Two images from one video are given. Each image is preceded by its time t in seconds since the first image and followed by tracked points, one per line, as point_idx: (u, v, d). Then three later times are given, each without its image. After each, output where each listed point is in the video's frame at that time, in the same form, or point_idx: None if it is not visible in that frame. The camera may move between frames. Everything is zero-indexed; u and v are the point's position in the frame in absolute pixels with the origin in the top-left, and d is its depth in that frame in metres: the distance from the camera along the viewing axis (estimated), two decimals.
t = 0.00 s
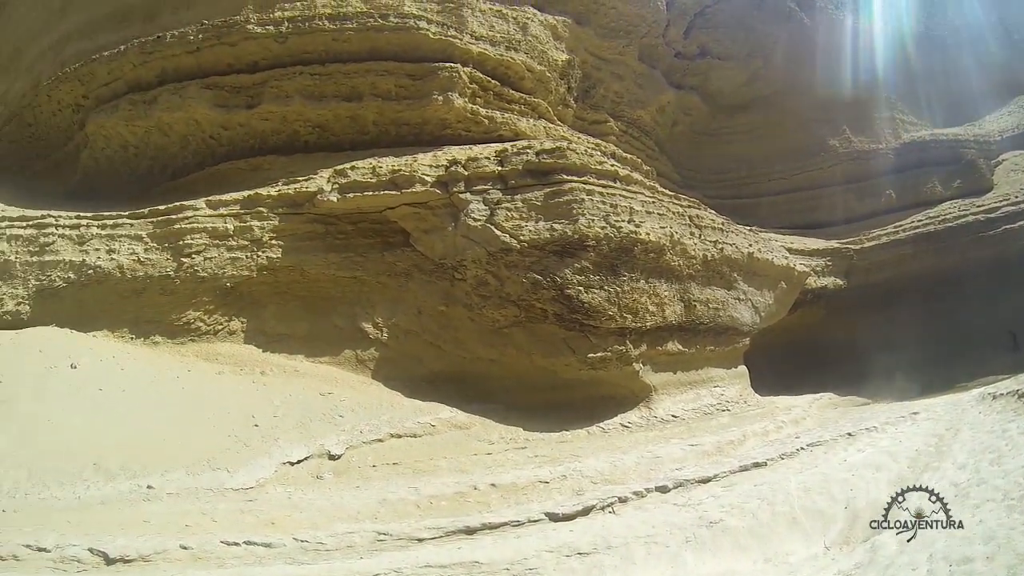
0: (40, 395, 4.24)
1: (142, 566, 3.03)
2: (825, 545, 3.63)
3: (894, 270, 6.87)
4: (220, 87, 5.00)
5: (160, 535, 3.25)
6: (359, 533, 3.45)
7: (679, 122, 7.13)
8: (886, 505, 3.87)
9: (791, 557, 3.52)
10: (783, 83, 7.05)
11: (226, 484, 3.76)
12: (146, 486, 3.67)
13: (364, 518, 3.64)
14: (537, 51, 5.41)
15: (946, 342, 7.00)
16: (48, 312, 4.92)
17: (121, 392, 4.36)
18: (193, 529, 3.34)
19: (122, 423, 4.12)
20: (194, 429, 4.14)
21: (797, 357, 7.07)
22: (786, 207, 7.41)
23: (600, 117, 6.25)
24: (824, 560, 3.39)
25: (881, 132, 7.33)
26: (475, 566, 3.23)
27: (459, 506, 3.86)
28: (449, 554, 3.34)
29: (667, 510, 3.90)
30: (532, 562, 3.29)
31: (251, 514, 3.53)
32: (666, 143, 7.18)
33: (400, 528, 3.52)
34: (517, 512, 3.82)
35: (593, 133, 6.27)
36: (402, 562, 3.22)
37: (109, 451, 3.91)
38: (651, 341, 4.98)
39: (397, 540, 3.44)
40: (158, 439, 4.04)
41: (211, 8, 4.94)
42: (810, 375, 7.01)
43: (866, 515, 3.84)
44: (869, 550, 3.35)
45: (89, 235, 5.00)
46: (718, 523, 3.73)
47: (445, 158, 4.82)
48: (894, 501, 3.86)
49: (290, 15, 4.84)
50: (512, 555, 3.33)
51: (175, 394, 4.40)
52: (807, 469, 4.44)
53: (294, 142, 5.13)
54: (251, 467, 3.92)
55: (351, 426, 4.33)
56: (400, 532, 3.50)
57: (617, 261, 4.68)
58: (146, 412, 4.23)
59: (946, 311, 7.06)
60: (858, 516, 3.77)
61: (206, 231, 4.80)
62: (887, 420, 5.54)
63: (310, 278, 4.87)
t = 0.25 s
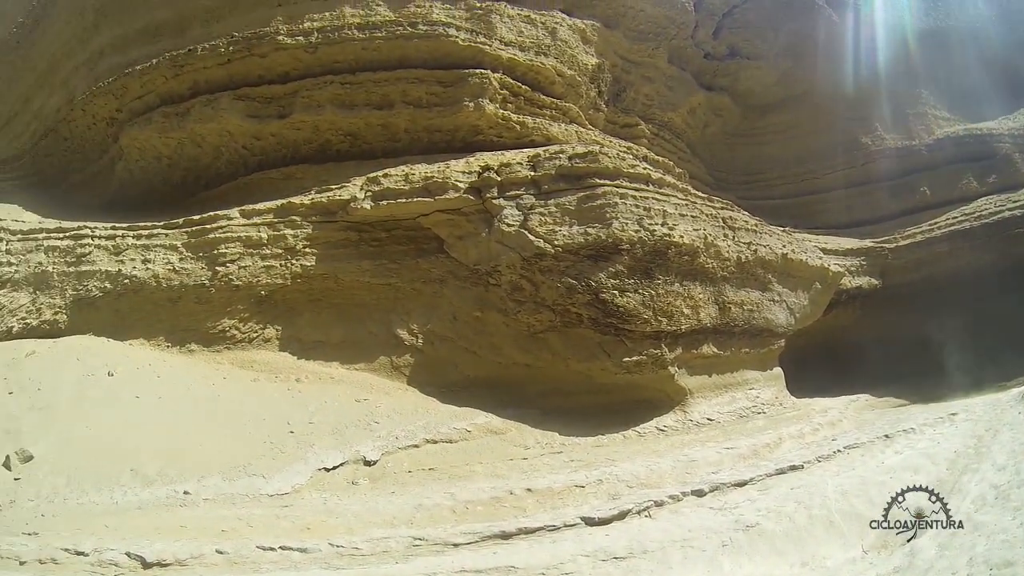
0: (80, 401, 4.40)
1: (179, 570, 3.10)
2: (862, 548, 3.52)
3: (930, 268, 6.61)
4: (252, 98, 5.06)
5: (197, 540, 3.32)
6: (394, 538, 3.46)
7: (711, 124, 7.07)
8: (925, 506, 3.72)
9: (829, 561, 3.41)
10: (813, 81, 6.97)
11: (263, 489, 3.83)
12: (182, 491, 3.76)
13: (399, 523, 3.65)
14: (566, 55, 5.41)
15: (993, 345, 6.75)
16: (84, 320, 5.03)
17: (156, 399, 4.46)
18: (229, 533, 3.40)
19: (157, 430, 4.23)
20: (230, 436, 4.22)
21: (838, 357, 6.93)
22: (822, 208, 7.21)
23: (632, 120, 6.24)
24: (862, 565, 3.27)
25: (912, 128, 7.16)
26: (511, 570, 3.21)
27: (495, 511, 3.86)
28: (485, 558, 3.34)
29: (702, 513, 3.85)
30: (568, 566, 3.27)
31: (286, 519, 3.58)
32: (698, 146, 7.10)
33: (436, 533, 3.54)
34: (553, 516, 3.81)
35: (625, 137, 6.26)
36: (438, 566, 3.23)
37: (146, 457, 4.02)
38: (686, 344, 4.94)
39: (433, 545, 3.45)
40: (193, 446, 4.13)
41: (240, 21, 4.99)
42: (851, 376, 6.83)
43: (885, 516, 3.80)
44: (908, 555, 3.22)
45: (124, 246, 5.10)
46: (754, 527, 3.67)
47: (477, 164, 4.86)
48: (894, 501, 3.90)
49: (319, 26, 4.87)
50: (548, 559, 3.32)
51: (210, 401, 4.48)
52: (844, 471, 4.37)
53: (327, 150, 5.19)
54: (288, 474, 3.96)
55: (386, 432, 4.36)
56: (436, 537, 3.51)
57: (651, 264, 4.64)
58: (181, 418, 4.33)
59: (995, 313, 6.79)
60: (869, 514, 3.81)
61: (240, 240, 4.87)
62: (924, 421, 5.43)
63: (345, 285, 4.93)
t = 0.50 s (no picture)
0: (117, 407, 4.47)
1: None
2: (901, 553, 3.50)
3: (971, 266, 6.45)
4: (283, 108, 5.10)
5: (232, 546, 3.33)
6: (429, 545, 3.45)
7: (741, 124, 7.06)
8: (963, 510, 3.81)
9: (867, 566, 3.41)
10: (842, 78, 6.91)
11: (298, 496, 3.83)
12: (218, 498, 3.79)
13: (433, 529, 3.64)
14: (595, 58, 5.39)
15: None
16: (121, 329, 5.11)
17: (191, 406, 4.51)
18: (264, 539, 3.42)
19: (193, 436, 4.27)
20: (265, 443, 4.26)
21: (876, 360, 6.68)
22: (851, 207, 7.13)
23: (663, 122, 6.23)
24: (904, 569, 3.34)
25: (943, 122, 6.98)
26: None
27: (531, 517, 3.83)
28: (521, 564, 3.31)
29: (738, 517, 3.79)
30: (604, 572, 3.23)
31: (321, 525, 3.59)
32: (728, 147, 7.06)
33: (472, 539, 3.51)
34: (589, 521, 3.77)
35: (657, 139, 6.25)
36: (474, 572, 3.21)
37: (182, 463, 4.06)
38: (721, 346, 4.91)
39: (468, 552, 3.43)
40: (228, 452, 4.17)
41: (270, 31, 5.04)
42: (889, 377, 6.57)
43: (887, 516, 3.77)
44: (948, 559, 3.35)
45: (159, 255, 5.18)
46: (791, 532, 3.59)
47: (510, 169, 4.85)
48: (894, 501, 3.91)
49: (348, 34, 4.89)
50: (584, 565, 3.27)
51: (244, 408, 4.51)
52: (882, 474, 4.27)
53: (358, 157, 5.21)
54: (324, 480, 3.98)
55: (421, 438, 4.36)
56: (471, 543, 3.49)
57: (685, 266, 4.64)
58: (216, 425, 4.38)
59: None
60: (881, 517, 3.78)
61: (274, 248, 4.92)
62: (963, 423, 5.29)
63: (380, 292, 4.94)
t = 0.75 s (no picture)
0: (144, 415, 4.55)
1: None
2: (933, 555, 3.47)
3: (998, 263, 6.40)
4: (306, 117, 5.14)
5: (260, 551, 3.36)
6: (458, 550, 3.45)
7: (765, 125, 7.00)
8: (995, 511, 3.75)
9: (898, 567, 3.38)
10: (866, 75, 6.82)
11: (326, 502, 3.86)
12: (246, 504, 3.82)
13: (461, 534, 3.64)
14: (617, 62, 5.38)
15: None
16: (148, 338, 5.18)
17: (218, 413, 4.57)
18: (292, 545, 3.45)
19: (219, 443, 4.33)
20: (292, 449, 4.29)
21: (898, 360, 6.56)
22: (879, 205, 6.99)
23: (686, 124, 6.24)
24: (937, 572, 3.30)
25: (970, 116, 6.81)
26: None
27: (559, 521, 3.82)
28: (549, 568, 3.30)
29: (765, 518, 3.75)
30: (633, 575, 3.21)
31: (348, 531, 3.61)
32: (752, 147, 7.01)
33: (500, 544, 3.52)
34: (618, 525, 3.75)
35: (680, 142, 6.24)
36: None
37: (209, 470, 4.11)
38: (748, 348, 4.88)
39: (496, 556, 3.43)
40: (255, 459, 4.21)
41: (292, 41, 5.09)
42: (914, 379, 6.47)
43: (887, 516, 3.72)
44: (979, 560, 3.34)
45: (185, 264, 5.24)
46: (821, 533, 3.55)
47: (534, 174, 4.86)
48: (894, 501, 3.87)
49: (370, 43, 4.92)
50: (613, 569, 3.27)
51: (269, 415, 4.56)
52: (911, 474, 4.22)
53: (383, 164, 5.25)
54: (351, 486, 4.00)
55: (449, 443, 4.37)
56: (499, 547, 3.49)
57: (711, 268, 4.62)
58: (243, 432, 4.43)
59: None
60: (887, 517, 3.72)
61: (299, 256, 4.97)
62: (993, 421, 5.20)
63: (407, 299, 4.98)
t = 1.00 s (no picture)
0: (173, 420, 4.60)
1: None
2: (966, 556, 3.47)
3: None
4: (329, 122, 5.18)
5: (289, 555, 3.38)
6: (487, 552, 3.45)
7: (788, 122, 6.96)
8: None
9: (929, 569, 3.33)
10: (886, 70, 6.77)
11: (355, 505, 3.87)
12: (275, 508, 3.84)
13: (490, 536, 3.65)
14: (639, 61, 5.37)
15: None
16: (177, 344, 5.25)
17: (246, 418, 4.61)
18: (321, 548, 3.47)
19: (247, 447, 4.37)
20: (320, 453, 4.32)
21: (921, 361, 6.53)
22: (905, 201, 6.91)
23: (709, 123, 6.23)
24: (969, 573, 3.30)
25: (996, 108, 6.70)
26: None
27: (589, 523, 3.80)
28: (579, 570, 3.29)
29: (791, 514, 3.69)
30: None
31: (377, 534, 3.62)
32: (775, 144, 6.96)
33: (529, 547, 3.51)
34: (646, 527, 3.72)
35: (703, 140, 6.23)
36: None
37: (238, 475, 4.14)
38: (775, 347, 4.84)
39: (525, 559, 3.43)
40: (284, 463, 4.23)
41: (314, 47, 5.13)
42: (936, 379, 6.43)
43: (887, 516, 3.67)
44: (1014, 562, 3.28)
45: (211, 271, 5.28)
46: (853, 534, 3.51)
47: (559, 175, 4.89)
48: (894, 501, 3.84)
49: (391, 47, 4.95)
50: (642, 570, 3.25)
51: (298, 420, 4.60)
52: (943, 474, 4.16)
53: (407, 168, 5.25)
54: (380, 490, 4.01)
55: (478, 446, 4.37)
56: (529, 550, 3.49)
57: (738, 267, 4.60)
58: (270, 437, 4.46)
59: None
60: (892, 517, 3.67)
61: (325, 260, 5.00)
62: None
63: (435, 302, 4.99)
